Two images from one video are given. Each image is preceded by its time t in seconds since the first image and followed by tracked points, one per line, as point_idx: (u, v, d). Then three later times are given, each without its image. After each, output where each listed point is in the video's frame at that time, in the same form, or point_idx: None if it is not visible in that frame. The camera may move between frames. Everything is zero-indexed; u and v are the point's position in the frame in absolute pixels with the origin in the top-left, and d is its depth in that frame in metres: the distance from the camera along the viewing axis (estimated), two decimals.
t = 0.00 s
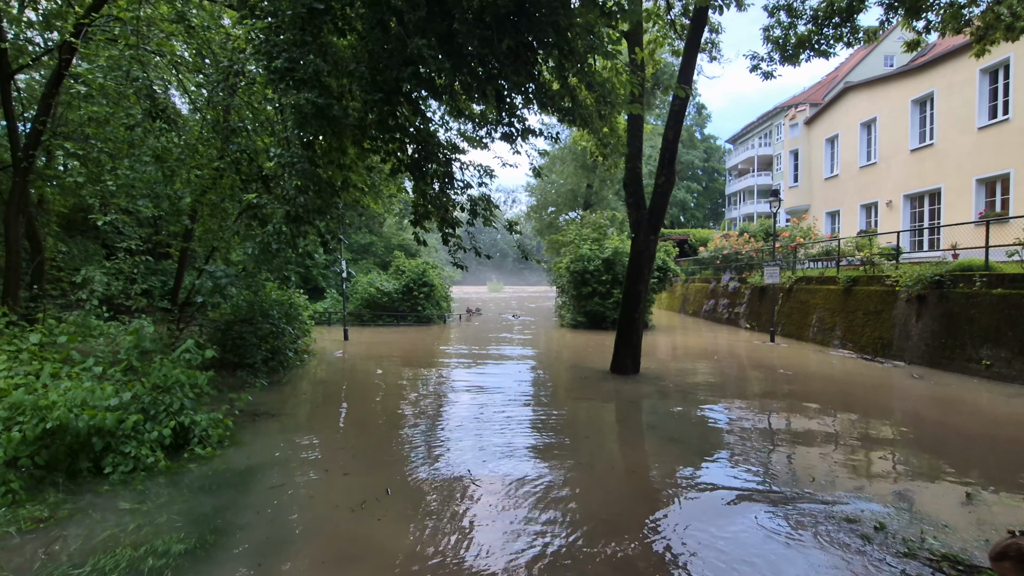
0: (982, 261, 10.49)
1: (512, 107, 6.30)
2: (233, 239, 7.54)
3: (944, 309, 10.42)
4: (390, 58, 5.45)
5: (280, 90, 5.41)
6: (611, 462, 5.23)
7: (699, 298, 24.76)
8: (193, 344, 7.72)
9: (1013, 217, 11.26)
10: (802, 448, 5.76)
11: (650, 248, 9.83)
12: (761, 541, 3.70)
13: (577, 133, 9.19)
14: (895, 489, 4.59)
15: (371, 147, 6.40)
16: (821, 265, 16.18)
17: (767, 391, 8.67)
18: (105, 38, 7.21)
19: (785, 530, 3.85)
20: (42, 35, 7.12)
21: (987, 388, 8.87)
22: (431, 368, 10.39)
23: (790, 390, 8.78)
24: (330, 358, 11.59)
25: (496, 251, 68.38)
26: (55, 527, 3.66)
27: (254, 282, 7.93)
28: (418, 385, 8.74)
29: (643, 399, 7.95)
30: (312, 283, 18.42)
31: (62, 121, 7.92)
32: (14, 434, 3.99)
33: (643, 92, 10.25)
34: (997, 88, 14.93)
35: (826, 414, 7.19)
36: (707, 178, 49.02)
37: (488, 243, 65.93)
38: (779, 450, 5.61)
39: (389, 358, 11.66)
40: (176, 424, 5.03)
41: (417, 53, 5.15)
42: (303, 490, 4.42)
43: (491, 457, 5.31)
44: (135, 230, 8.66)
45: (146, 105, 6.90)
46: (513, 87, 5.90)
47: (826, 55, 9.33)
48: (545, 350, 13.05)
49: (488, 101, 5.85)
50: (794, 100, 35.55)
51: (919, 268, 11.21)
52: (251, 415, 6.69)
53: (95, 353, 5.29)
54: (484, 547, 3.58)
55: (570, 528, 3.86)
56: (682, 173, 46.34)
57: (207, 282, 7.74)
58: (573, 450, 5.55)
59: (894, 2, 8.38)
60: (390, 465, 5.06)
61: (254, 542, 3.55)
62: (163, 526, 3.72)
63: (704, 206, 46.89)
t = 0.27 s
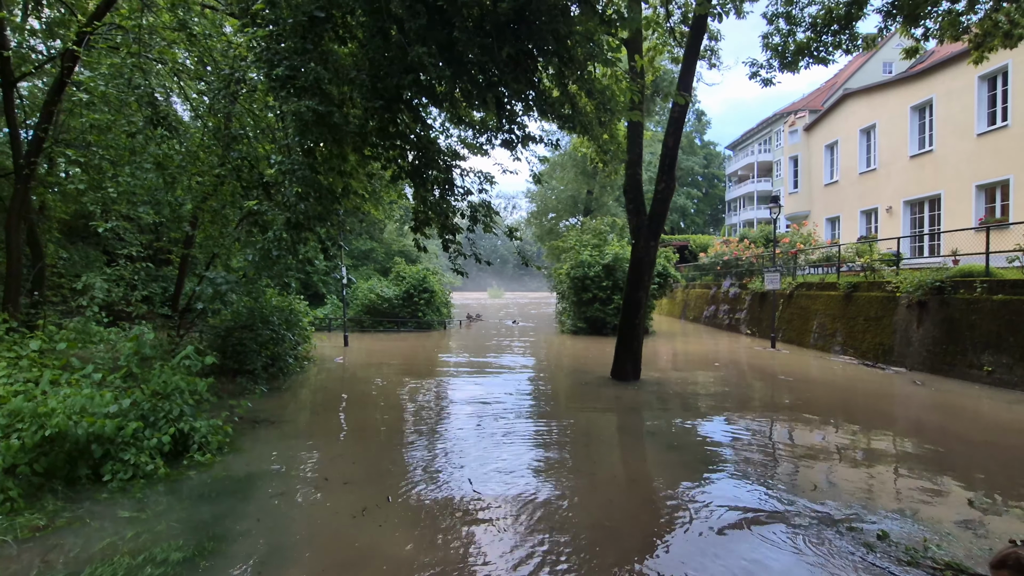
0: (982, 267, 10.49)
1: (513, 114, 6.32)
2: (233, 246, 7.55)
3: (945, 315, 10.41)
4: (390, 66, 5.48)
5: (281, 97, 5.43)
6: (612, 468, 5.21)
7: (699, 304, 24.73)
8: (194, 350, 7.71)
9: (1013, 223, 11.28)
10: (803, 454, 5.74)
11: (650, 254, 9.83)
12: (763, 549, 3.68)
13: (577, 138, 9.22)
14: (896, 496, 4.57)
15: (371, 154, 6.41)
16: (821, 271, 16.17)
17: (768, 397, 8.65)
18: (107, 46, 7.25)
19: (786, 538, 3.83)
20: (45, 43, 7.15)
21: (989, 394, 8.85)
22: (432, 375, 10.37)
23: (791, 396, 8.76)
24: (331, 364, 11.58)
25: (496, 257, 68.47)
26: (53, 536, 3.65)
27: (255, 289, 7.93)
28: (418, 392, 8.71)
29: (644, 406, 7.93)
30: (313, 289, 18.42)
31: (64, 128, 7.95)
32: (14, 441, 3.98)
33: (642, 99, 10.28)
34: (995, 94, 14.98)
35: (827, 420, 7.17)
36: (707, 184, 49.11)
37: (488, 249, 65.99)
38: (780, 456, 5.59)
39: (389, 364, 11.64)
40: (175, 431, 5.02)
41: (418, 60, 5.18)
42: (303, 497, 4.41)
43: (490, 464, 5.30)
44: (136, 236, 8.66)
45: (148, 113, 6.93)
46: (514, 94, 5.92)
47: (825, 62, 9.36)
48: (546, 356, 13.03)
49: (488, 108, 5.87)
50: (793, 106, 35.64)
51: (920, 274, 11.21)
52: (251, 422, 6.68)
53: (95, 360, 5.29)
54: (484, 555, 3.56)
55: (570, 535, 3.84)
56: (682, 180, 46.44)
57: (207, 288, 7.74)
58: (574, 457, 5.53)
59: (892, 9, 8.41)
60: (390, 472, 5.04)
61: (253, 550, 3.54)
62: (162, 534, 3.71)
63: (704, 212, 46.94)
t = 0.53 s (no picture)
0: (983, 272, 10.49)
1: (513, 120, 6.34)
2: (234, 252, 7.56)
3: (946, 320, 10.40)
4: (391, 72, 5.51)
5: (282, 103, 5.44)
6: (612, 474, 5.20)
7: (700, 309, 24.71)
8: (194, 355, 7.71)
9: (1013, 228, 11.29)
10: (803, 460, 5.73)
11: (651, 259, 9.83)
12: (764, 555, 3.67)
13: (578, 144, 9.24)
14: (899, 502, 4.56)
15: (372, 160, 6.43)
16: (821, 276, 16.17)
17: (769, 402, 8.63)
18: (109, 53, 7.30)
19: (787, 544, 3.82)
20: (47, 50, 7.19)
21: (990, 400, 8.83)
22: (432, 380, 10.35)
23: (792, 401, 8.73)
24: (331, 369, 11.58)
25: (496, 262, 68.54)
26: (52, 543, 3.64)
27: (256, 294, 7.93)
28: (419, 397, 8.71)
29: (644, 411, 7.92)
30: (314, 294, 18.43)
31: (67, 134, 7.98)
32: (13, 447, 3.98)
33: (642, 105, 10.30)
34: (994, 100, 15.02)
35: (829, 426, 7.14)
36: (707, 189, 49.18)
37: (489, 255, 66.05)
38: (781, 462, 5.58)
39: (390, 370, 11.63)
40: (175, 437, 5.01)
41: (418, 67, 5.20)
42: (303, 504, 4.39)
43: (490, 471, 5.28)
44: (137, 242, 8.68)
45: (150, 119, 6.96)
46: (514, 100, 5.94)
47: (824, 68, 9.39)
48: (546, 362, 13.01)
49: (488, 114, 5.89)
50: (793, 111, 35.72)
51: (921, 279, 11.21)
52: (251, 428, 6.67)
53: (95, 366, 5.29)
54: (484, 562, 3.55)
55: (570, 541, 3.83)
56: (682, 185, 46.52)
57: (208, 294, 7.75)
58: (575, 463, 5.52)
59: (891, 15, 8.44)
60: (390, 478, 5.03)
61: (252, 558, 3.52)
62: (161, 541, 3.70)
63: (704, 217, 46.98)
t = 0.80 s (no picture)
0: (984, 276, 10.48)
1: (514, 125, 6.37)
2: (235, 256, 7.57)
3: (948, 324, 10.39)
4: (392, 77, 5.53)
5: (284, 109, 5.46)
6: (614, 479, 5.19)
7: (700, 313, 24.70)
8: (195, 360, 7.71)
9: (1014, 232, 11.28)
10: (805, 464, 5.71)
11: (651, 263, 9.83)
12: (766, 559, 3.66)
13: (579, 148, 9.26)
14: (902, 507, 4.55)
15: (373, 165, 6.44)
16: (822, 279, 16.16)
17: (771, 407, 8.61)
18: (112, 58, 7.35)
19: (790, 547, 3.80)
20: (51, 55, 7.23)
21: (992, 404, 8.80)
22: (433, 385, 10.34)
23: (794, 405, 8.71)
24: (331, 374, 11.57)
25: (497, 266, 68.52)
26: (51, 549, 3.63)
27: (257, 299, 7.93)
28: (420, 402, 8.69)
29: (645, 415, 7.91)
30: (314, 298, 18.44)
31: (69, 139, 8.02)
32: (14, 452, 3.98)
33: (642, 109, 10.32)
34: (994, 104, 15.04)
35: (831, 430, 7.12)
36: (707, 194, 49.22)
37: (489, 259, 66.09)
38: (783, 466, 5.57)
39: (390, 374, 11.62)
40: (176, 442, 5.01)
41: (420, 71, 5.22)
42: (304, 509, 4.39)
43: (492, 476, 5.26)
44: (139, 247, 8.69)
45: (152, 124, 6.98)
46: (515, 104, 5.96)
47: (824, 72, 9.41)
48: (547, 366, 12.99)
49: (489, 119, 5.91)
50: (793, 116, 35.80)
51: (922, 283, 11.21)
52: (252, 432, 6.66)
53: (96, 370, 5.29)
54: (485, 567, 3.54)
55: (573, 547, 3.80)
56: (682, 189, 46.56)
57: (209, 299, 7.76)
58: (576, 467, 5.51)
59: (890, 20, 8.47)
60: (391, 483, 5.02)
61: (253, 563, 3.51)
62: (162, 547, 3.69)
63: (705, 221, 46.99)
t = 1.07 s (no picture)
0: (986, 279, 10.46)
1: (515, 128, 6.35)
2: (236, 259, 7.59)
3: (950, 327, 10.36)
4: (393, 81, 5.57)
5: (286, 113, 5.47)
6: (614, 482, 5.19)
7: (701, 316, 24.70)
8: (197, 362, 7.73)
9: (1014, 236, 11.28)
10: (807, 468, 5.70)
11: (652, 266, 9.84)
12: (768, 563, 3.65)
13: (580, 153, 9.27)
14: (905, 511, 4.53)
15: (375, 168, 6.46)
16: (823, 283, 16.15)
17: (772, 410, 8.60)
18: (115, 62, 7.39)
19: (791, 552, 3.80)
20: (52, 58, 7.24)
21: (995, 407, 8.78)
22: (434, 388, 10.34)
23: (795, 409, 8.69)
24: (333, 377, 11.59)
25: (498, 269, 68.60)
26: (53, 552, 3.63)
27: (258, 302, 7.95)
28: (421, 405, 8.69)
29: (646, 418, 7.90)
30: (315, 301, 18.48)
31: (72, 143, 8.06)
32: (14, 455, 3.98)
33: (643, 113, 10.33)
34: (995, 107, 15.05)
35: (832, 433, 7.11)
36: (708, 197, 49.26)
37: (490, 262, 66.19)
38: (786, 471, 5.55)
39: (391, 377, 11.64)
40: (177, 445, 5.01)
41: (421, 75, 5.24)
42: (305, 513, 4.38)
43: (492, 480, 5.23)
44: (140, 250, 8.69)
45: (154, 127, 7.00)
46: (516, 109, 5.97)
47: (825, 76, 9.43)
48: (547, 369, 12.99)
49: (491, 122, 5.94)
50: (793, 119, 35.85)
51: (923, 286, 11.21)
52: (253, 435, 6.66)
53: (96, 374, 5.29)
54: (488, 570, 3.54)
55: (574, 551, 3.80)
56: (683, 192, 46.63)
57: (211, 302, 7.78)
58: (576, 471, 5.50)
59: (890, 24, 8.49)
60: (391, 487, 5.01)
61: (254, 567, 3.51)
62: (162, 550, 3.69)
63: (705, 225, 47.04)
